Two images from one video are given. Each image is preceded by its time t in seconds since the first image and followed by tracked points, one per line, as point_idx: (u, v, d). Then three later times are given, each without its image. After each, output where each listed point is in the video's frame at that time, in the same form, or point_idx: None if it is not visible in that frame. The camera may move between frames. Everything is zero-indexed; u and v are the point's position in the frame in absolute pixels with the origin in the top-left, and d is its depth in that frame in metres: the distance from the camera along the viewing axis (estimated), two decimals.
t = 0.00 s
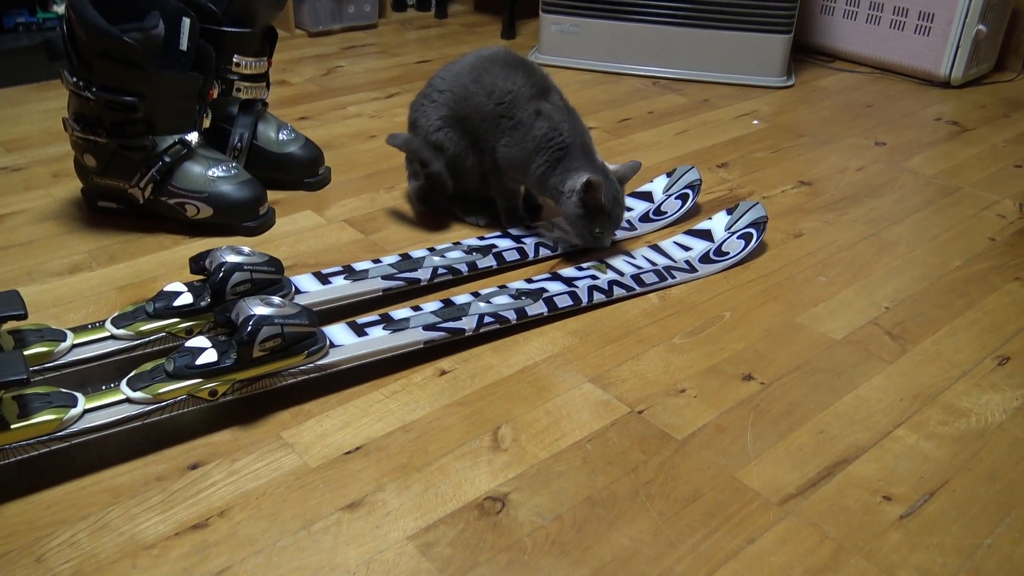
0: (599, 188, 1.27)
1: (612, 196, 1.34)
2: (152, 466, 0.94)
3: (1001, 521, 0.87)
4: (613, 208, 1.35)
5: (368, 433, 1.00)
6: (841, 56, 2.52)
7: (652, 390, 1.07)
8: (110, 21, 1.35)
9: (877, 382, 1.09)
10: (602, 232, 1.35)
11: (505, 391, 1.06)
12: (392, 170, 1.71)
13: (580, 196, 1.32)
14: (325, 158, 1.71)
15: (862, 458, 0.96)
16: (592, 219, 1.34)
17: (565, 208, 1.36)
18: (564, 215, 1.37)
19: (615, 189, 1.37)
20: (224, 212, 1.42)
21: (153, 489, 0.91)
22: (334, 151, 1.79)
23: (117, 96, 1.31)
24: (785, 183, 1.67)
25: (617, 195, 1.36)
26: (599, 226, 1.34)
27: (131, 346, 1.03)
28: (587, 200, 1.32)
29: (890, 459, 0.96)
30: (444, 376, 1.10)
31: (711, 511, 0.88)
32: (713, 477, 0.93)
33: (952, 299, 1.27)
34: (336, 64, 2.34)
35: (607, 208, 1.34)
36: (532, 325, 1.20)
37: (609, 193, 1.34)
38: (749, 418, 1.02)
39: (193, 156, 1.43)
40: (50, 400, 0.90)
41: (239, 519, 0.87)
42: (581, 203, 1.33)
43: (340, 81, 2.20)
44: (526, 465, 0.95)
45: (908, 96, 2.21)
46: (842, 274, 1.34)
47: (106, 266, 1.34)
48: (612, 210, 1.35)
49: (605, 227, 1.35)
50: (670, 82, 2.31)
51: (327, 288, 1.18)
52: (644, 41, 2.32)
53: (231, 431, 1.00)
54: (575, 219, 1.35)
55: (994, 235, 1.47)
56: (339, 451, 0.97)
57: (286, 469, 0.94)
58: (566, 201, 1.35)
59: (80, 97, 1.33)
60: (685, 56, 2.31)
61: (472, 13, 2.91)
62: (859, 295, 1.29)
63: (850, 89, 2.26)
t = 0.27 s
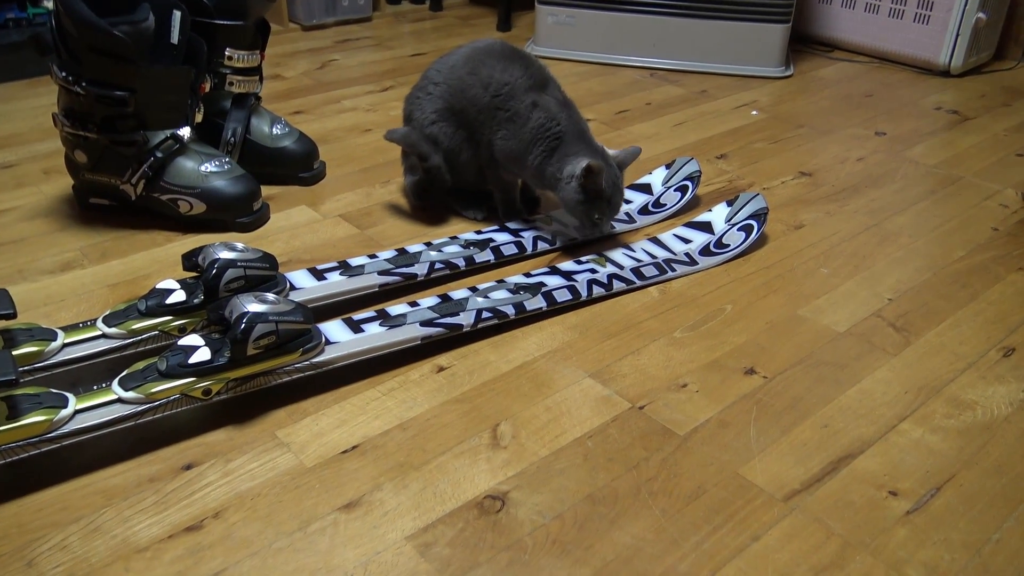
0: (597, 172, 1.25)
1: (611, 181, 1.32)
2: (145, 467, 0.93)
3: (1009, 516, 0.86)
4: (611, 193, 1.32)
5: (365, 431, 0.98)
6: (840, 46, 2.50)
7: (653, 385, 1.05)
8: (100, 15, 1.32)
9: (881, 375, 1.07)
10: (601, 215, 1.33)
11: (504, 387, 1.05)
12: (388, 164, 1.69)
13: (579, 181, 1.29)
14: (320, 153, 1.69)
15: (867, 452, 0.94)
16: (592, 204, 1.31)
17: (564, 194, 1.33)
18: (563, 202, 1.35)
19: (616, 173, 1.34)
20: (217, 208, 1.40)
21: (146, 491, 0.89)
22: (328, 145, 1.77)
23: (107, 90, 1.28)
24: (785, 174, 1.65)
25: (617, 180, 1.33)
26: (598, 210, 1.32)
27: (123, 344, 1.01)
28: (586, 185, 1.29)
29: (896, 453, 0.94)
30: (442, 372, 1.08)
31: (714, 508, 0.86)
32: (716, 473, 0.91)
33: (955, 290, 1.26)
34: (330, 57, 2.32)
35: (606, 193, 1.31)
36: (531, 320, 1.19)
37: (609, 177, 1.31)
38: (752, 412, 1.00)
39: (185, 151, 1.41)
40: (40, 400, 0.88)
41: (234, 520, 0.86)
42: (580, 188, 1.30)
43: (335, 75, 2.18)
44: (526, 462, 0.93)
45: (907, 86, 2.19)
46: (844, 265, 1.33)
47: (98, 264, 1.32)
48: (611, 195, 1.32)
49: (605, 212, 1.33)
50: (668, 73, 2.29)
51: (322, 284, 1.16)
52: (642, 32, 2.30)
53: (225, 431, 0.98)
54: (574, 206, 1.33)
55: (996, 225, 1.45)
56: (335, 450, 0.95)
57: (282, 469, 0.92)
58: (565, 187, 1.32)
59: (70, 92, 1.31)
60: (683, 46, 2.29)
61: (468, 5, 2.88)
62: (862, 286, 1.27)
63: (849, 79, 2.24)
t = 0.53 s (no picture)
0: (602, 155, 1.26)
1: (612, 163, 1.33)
2: (130, 471, 0.91)
3: (1000, 517, 0.85)
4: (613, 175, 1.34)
5: (352, 434, 0.97)
6: (832, 44, 2.49)
7: (644, 386, 1.04)
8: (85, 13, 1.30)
9: (872, 375, 1.07)
10: (606, 196, 1.35)
11: (493, 389, 1.04)
12: (378, 163, 1.68)
13: (584, 168, 1.31)
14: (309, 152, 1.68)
15: (858, 453, 0.94)
16: (596, 189, 1.33)
17: (566, 183, 1.34)
18: (565, 190, 1.35)
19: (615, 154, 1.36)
20: (205, 208, 1.39)
21: (130, 495, 0.88)
22: (318, 145, 1.75)
23: (93, 90, 1.26)
24: (777, 172, 1.65)
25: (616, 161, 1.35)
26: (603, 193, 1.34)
27: (107, 347, 1.00)
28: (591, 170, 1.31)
29: (887, 454, 0.94)
30: (430, 374, 1.07)
31: (704, 510, 0.86)
32: (707, 475, 0.90)
33: (947, 289, 1.25)
34: (321, 56, 2.30)
35: (610, 175, 1.33)
36: (521, 320, 1.18)
37: (610, 160, 1.33)
38: (742, 413, 1.00)
39: (173, 151, 1.39)
40: (22, 404, 0.86)
41: (219, 524, 0.85)
42: (585, 174, 1.32)
43: (325, 73, 2.17)
44: (514, 464, 0.92)
45: (900, 84, 2.18)
46: (836, 265, 1.32)
47: (84, 265, 1.31)
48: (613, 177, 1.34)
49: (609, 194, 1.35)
50: (660, 71, 2.28)
51: (310, 285, 1.15)
52: (634, 30, 2.29)
53: (211, 434, 0.97)
54: (577, 194, 1.34)
55: (988, 224, 1.45)
56: (322, 453, 0.94)
57: (268, 472, 0.91)
58: (568, 176, 1.33)
59: (55, 91, 1.29)
60: (676, 45, 2.28)
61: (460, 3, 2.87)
62: (854, 286, 1.26)
63: (842, 77, 2.24)
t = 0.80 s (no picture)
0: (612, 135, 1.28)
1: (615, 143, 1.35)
2: (119, 476, 0.90)
3: (995, 512, 0.85)
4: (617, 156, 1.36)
5: (343, 436, 0.96)
6: (823, 39, 2.49)
7: (636, 385, 1.04)
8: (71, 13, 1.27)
9: (865, 371, 1.07)
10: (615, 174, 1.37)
11: (485, 389, 1.03)
12: (368, 163, 1.67)
13: (592, 152, 1.32)
14: (299, 152, 1.67)
15: (852, 450, 0.94)
16: (604, 170, 1.34)
17: (572, 169, 1.35)
18: (571, 175, 1.36)
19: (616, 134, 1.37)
20: (194, 210, 1.37)
21: (119, 500, 0.87)
22: (308, 145, 1.74)
23: (79, 91, 1.25)
24: (769, 168, 1.64)
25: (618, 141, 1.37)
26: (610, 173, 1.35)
27: (96, 351, 0.99)
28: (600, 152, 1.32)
29: (881, 450, 0.93)
30: (422, 374, 1.06)
31: (698, 509, 0.85)
32: (701, 473, 0.90)
33: (940, 284, 1.25)
34: (311, 56, 2.29)
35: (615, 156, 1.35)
36: (512, 320, 1.17)
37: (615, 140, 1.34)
38: (735, 411, 0.99)
39: (161, 152, 1.38)
40: (9, 409, 0.85)
41: (209, 529, 0.84)
42: (592, 157, 1.33)
43: (315, 73, 2.15)
44: (507, 465, 0.91)
45: (891, 79, 2.18)
46: (828, 260, 1.32)
47: (72, 268, 1.29)
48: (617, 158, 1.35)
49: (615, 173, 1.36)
50: (651, 68, 2.27)
51: (300, 286, 1.14)
52: (624, 27, 2.28)
53: (201, 437, 0.96)
54: (585, 176, 1.35)
55: (980, 218, 1.45)
56: (313, 455, 0.93)
57: (258, 475, 0.91)
58: (575, 160, 1.34)
59: (41, 93, 1.28)
60: (666, 41, 2.27)
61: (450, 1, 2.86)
62: (846, 281, 1.26)
63: (833, 73, 2.23)
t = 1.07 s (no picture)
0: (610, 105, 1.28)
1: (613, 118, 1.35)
2: (112, 483, 0.90)
3: (990, 509, 0.85)
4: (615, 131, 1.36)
5: (337, 440, 0.96)
6: (815, 37, 2.49)
7: (631, 385, 1.04)
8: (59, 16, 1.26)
9: (860, 368, 1.07)
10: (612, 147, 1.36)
11: (479, 391, 1.03)
12: (361, 165, 1.67)
13: (589, 123, 1.32)
14: (290, 155, 1.66)
15: (847, 448, 0.93)
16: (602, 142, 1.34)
17: (572, 146, 1.35)
18: (569, 151, 1.36)
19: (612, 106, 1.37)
20: (185, 214, 1.36)
21: (112, 507, 0.87)
22: (300, 147, 1.74)
23: (69, 95, 1.24)
24: (761, 166, 1.64)
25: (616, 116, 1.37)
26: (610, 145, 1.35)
27: (87, 357, 0.98)
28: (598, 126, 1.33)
29: (876, 448, 0.93)
30: (416, 377, 1.06)
31: (694, 509, 0.85)
32: (696, 473, 0.90)
33: (933, 281, 1.25)
34: (302, 57, 2.28)
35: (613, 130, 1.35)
36: (506, 321, 1.17)
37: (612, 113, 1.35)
38: (730, 410, 0.99)
39: (152, 156, 1.37)
40: None
41: (203, 535, 0.83)
42: (589, 128, 1.33)
43: (306, 75, 2.15)
44: (502, 467, 0.91)
45: (882, 75, 2.19)
46: (822, 258, 1.32)
47: (63, 274, 1.29)
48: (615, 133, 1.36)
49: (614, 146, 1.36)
50: (644, 67, 2.27)
51: (293, 290, 1.13)
52: (617, 26, 2.28)
53: (195, 443, 0.96)
54: (584, 151, 1.35)
55: (973, 214, 1.45)
56: (307, 459, 0.93)
57: (252, 481, 0.90)
58: (573, 134, 1.34)
59: (30, 98, 1.26)
60: (659, 40, 2.27)
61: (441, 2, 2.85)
62: (840, 279, 1.26)
63: (825, 70, 2.24)
